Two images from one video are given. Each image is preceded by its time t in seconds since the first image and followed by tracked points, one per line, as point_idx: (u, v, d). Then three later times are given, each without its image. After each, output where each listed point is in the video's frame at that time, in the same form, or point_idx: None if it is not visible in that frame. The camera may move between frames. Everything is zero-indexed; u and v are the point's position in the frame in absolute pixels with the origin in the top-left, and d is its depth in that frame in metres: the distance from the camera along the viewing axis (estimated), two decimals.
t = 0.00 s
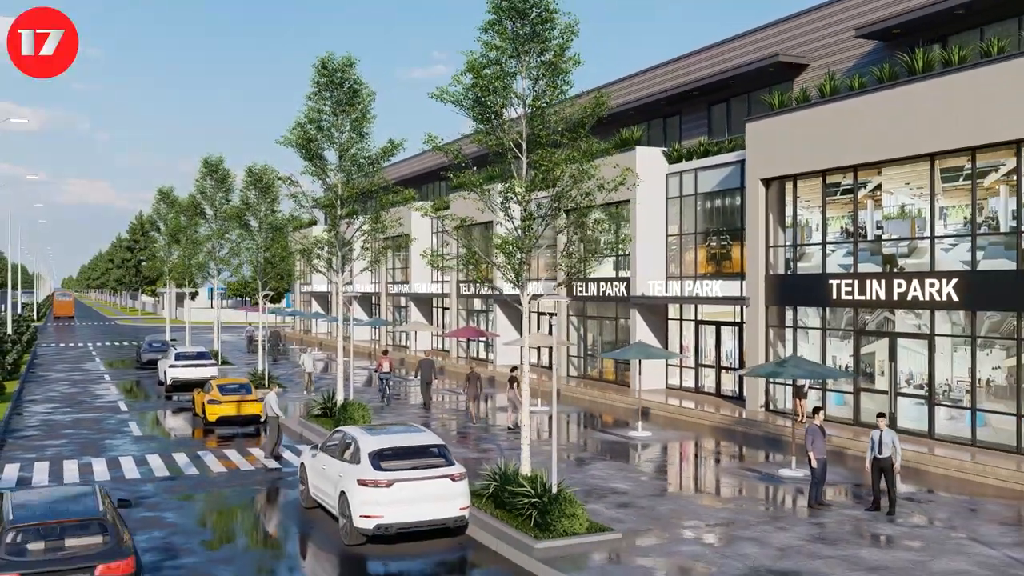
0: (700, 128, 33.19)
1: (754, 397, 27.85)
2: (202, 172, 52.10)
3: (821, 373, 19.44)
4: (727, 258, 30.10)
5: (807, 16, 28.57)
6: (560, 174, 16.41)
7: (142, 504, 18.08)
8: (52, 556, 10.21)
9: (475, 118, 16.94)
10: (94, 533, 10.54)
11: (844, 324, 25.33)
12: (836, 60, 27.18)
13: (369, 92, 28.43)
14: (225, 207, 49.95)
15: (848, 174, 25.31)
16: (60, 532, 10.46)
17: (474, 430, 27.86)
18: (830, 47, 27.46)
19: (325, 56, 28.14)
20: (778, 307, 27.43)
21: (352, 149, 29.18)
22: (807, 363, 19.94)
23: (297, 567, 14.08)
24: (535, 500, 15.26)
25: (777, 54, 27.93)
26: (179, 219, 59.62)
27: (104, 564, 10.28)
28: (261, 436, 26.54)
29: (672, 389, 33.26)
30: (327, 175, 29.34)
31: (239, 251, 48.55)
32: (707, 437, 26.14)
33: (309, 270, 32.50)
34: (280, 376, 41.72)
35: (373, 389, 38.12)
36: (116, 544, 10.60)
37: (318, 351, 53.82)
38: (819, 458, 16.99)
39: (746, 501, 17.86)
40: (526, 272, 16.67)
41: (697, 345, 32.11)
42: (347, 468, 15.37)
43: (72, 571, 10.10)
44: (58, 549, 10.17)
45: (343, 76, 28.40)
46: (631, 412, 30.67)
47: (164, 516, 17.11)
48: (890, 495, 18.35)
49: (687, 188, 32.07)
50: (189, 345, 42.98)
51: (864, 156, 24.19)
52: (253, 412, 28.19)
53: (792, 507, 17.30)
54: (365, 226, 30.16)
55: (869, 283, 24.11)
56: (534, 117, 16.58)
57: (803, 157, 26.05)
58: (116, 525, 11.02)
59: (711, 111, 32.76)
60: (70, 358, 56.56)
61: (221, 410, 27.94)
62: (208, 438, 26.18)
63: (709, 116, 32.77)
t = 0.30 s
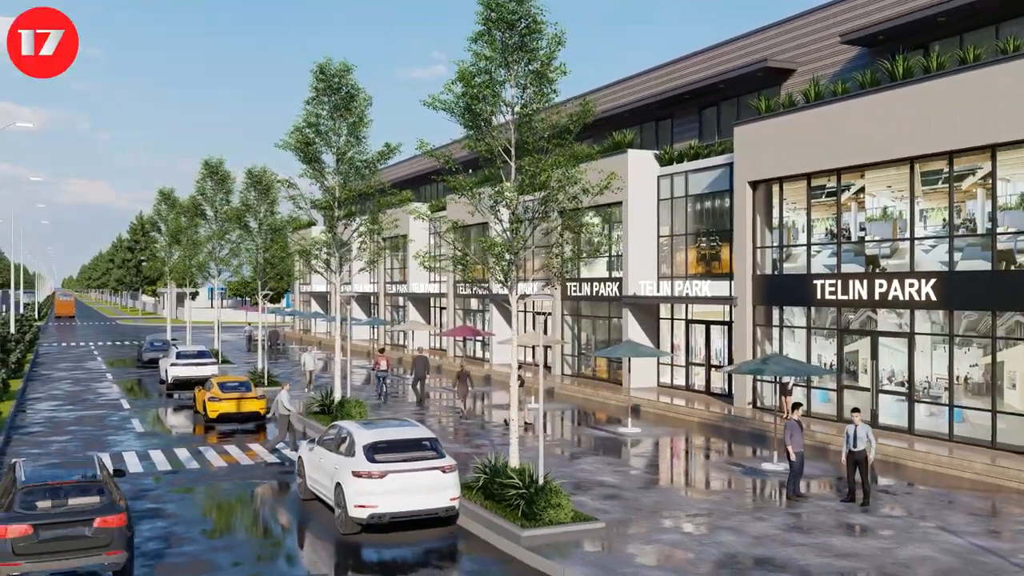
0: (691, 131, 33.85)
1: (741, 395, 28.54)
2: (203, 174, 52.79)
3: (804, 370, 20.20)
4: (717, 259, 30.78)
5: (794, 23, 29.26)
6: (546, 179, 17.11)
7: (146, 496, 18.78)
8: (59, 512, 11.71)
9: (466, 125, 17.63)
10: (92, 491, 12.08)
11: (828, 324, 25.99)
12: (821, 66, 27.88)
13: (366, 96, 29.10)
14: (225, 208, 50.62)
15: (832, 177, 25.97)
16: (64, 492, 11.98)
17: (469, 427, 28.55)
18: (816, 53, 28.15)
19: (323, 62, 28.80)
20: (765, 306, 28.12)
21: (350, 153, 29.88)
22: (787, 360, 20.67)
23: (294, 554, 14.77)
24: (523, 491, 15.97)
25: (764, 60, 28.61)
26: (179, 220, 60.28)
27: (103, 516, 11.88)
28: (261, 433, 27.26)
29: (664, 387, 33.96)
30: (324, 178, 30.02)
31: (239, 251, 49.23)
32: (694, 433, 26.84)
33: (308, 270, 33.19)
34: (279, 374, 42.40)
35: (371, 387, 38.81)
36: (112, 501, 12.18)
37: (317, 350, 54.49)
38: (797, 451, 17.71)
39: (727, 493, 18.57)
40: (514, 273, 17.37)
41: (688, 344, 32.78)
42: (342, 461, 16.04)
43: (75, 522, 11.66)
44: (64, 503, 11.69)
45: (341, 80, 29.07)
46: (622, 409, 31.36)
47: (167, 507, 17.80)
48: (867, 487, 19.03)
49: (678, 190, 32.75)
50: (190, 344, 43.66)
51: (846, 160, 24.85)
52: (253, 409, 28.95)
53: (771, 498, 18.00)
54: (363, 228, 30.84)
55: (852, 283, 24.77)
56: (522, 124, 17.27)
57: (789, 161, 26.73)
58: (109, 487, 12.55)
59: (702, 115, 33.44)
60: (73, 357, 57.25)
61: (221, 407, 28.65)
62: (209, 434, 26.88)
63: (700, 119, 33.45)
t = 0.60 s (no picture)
0: (683, 134, 34.52)
1: (730, 392, 29.24)
2: (204, 176, 53.49)
3: (785, 367, 20.89)
4: (707, 260, 31.46)
5: (781, 30, 29.98)
6: (534, 183, 17.82)
7: (149, 489, 19.49)
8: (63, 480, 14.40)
9: (457, 131, 18.33)
10: (91, 462, 14.75)
11: (813, 323, 26.66)
12: (807, 72, 28.60)
13: (363, 101, 29.78)
14: (225, 209, 51.30)
15: (817, 180, 26.64)
16: (68, 463, 14.67)
17: (463, 423, 29.25)
18: (803, 58, 28.82)
19: (320, 67, 29.47)
20: (753, 306, 28.81)
21: (347, 156, 30.58)
22: (769, 358, 21.39)
23: (292, 543, 15.44)
24: (512, 483, 16.58)
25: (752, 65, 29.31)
26: (180, 221, 60.96)
27: (100, 482, 14.57)
28: (260, 429, 27.97)
29: (656, 384, 34.66)
30: (322, 180, 30.70)
31: (239, 251, 49.96)
32: (683, 429, 27.55)
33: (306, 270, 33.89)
34: (278, 373, 43.10)
35: (368, 385, 39.49)
36: (107, 470, 14.84)
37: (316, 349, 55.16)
38: (777, 445, 18.40)
39: (711, 486, 19.27)
40: (502, 274, 18.08)
41: (679, 342, 33.46)
42: (338, 454, 16.72)
43: (77, 488, 14.35)
44: (66, 473, 14.33)
45: (338, 86, 29.76)
46: (613, 407, 32.06)
47: (170, 499, 18.52)
48: (845, 481, 19.70)
49: (669, 192, 33.43)
50: (190, 343, 44.38)
51: (830, 163, 25.51)
52: (253, 406, 29.71)
53: (752, 491, 18.69)
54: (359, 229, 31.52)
55: (836, 283, 25.49)
56: (511, 131, 17.98)
57: (775, 163, 27.40)
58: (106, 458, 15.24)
59: (692, 118, 34.11)
60: (75, 356, 57.98)
61: (222, 404, 29.37)
62: (210, 431, 27.59)
63: (691, 123, 34.12)
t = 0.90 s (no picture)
0: (675, 137, 35.16)
1: (719, 389, 29.93)
2: (204, 177, 54.17)
3: (767, 364, 21.58)
4: (697, 260, 32.13)
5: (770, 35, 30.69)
6: (523, 186, 18.53)
7: (152, 482, 20.17)
8: (65, 456, 16.59)
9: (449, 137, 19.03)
10: (90, 441, 16.96)
11: (799, 322, 27.30)
12: (794, 77, 29.30)
13: (360, 105, 30.46)
14: (225, 210, 51.97)
15: (803, 182, 27.26)
16: (70, 441, 16.88)
17: (458, 420, 29.94)
18: (790, 63, 29.50)
19: (318, 72, 30.16)
20: (741, 306, 29.47)
21: (344, 159, 31.28)
22: (753, 356, 22.07)
23: (290, 533, 16.12)
24: (501, 475, 17.30)
25: (740, 70, 29.98)
26: (180, 222, 61.64)
27: (99, 458, 16.77)
28: (259, 426, 28.67)
29: (648, 383, 35.35)
30: (320, 183, 31.37)
31: (238, 252, 50.66)
32: (672, 426, 28.23)
33: (305, 271, 34.58)
34: (277, 371, 43.80)
35: (366, 383, 40.18)
36: (104, 449, 17.06)
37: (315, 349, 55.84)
38: (757, 440, 19.11)
39: (695, 479, 19.95)
40: (493, 274, 18.78)
41: (671, 341, 34.14)
42: (334, 447, 17.38)
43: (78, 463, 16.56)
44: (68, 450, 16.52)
45: (336, 90, 30.44)
46: (605, 404, 32.75)
47: (171, 492, 19.19)
48: (825, 474, 20.38)
49: (661, 194, 34.09)
50: (191, 341, 45.05)
51: (816, 166, 26.13)
52: (252, 403, 30.38)
53: (734, 484, 19.36)
54: (356, 230, 32.19)
55: (821, 283, 26.17)
56: (501, 136, 18.68)
57: (763, 166, 28.04)
58: (102, 438, 17.49)
59: (684, 121, 34.74)
60: (76, 356, 58.65)
61: (222, 401, 30.07)
62: (210, 428, 28.27)
63: (682, 126, 34.76)
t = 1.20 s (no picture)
0: (667, 140, 35.81)
1: (708, 387, 30.60)
2: (204, 179, 54.81)
3: (750, 361, 22.27)
4: (688, 261, 32.78)
5: (759, 41, 31.38)
6: (513, 190, 19.21)
7: (154, 476, 20.84)
8: (67, 437, 18.43)
9: (442, 142, 19.70)
10: (89, 424, 18.81)
11: (786, 321, 27.95)
12: (782, 82, 29.99)
13: (358, 110, 31.10)
14: (225, 211, 52.61)
15: (790, 185, 27.88)
16: (70, 425, 18.76)
17: (454, 417, 30.59)
18: (778, 68, 30.20)
19: (317, 77, 30.79)
20: (730, 305, 30.13)
21: (342, 162, 31.92)
22: (738, 353, 22.76)
23: (287, 523, 16.76)
24: (492, 468, 17.98)
25: (729, 75, 30.67)
26: (181, 222, 62.28)
27: (97, 439, 18.63)
28: (259, 422, 29.33)
29: (640, 381, 36.02)
30: (318, 185, 32.01)
31: (238, 252, 51.35)
32: (662, 423, 28.91)
33: (303, 271, 35.23)
34: (277, 370, 44.48)
35: (365, 382, 40.83)
36: (101, 431, 18.92)
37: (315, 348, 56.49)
38: (740, 434, 19.82)
39: (680, 473, 20.62)
40: (484, 275, 19.46)
41: (662, 340, 34.79)
42: (330, 441, 18.03)
43: (79, 443, 18.40)
44: (69, 431, 18.39)
45: (334, 94, 31.09)
46: (598, 401, 33.44)
47: (173, 485, 19.84)
48: (807, 468, 21.02)
49: (653, 196, 34.75)
50: (191, 341, 45.72)
51: (802, 169, 26.77)
52: (252, 401, 30.81)
53: (719, 477, 20.02)
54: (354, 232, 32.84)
55: (807, 283, 26.82)
56: (491, 142, 19.36)
57: (751, 169, 28.69)
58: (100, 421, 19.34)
59: (676, 124, 35.39)
60: (78, 355, 59.36)
61: (224, 399, 30.62)
62: (211, 424, 28.93)
63: (674, 129, 35.42)
